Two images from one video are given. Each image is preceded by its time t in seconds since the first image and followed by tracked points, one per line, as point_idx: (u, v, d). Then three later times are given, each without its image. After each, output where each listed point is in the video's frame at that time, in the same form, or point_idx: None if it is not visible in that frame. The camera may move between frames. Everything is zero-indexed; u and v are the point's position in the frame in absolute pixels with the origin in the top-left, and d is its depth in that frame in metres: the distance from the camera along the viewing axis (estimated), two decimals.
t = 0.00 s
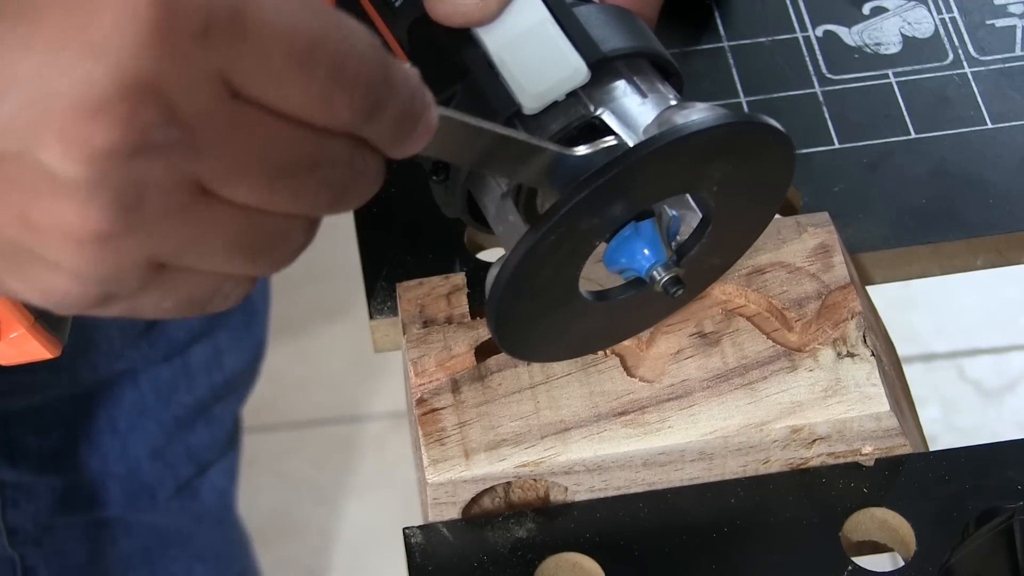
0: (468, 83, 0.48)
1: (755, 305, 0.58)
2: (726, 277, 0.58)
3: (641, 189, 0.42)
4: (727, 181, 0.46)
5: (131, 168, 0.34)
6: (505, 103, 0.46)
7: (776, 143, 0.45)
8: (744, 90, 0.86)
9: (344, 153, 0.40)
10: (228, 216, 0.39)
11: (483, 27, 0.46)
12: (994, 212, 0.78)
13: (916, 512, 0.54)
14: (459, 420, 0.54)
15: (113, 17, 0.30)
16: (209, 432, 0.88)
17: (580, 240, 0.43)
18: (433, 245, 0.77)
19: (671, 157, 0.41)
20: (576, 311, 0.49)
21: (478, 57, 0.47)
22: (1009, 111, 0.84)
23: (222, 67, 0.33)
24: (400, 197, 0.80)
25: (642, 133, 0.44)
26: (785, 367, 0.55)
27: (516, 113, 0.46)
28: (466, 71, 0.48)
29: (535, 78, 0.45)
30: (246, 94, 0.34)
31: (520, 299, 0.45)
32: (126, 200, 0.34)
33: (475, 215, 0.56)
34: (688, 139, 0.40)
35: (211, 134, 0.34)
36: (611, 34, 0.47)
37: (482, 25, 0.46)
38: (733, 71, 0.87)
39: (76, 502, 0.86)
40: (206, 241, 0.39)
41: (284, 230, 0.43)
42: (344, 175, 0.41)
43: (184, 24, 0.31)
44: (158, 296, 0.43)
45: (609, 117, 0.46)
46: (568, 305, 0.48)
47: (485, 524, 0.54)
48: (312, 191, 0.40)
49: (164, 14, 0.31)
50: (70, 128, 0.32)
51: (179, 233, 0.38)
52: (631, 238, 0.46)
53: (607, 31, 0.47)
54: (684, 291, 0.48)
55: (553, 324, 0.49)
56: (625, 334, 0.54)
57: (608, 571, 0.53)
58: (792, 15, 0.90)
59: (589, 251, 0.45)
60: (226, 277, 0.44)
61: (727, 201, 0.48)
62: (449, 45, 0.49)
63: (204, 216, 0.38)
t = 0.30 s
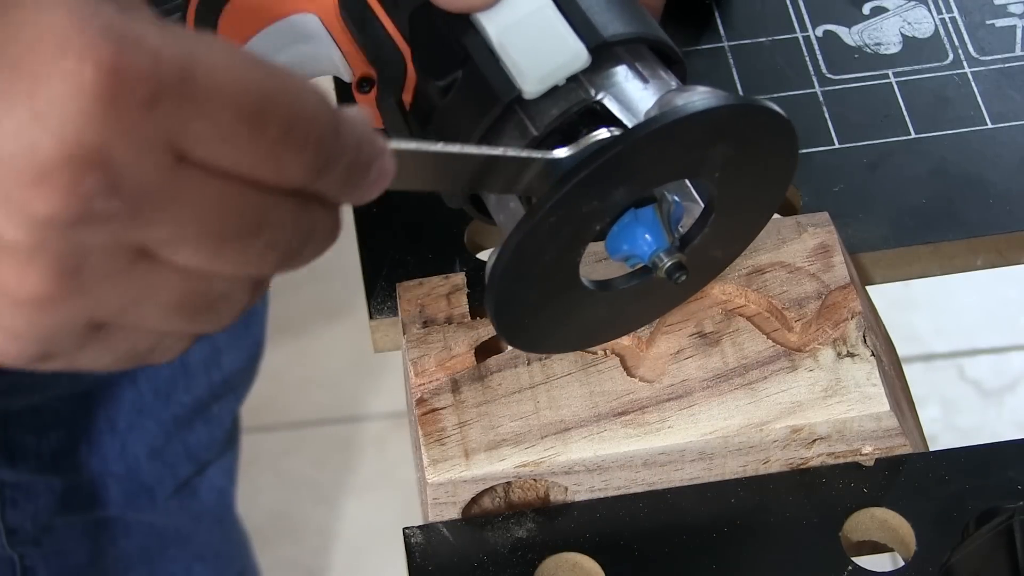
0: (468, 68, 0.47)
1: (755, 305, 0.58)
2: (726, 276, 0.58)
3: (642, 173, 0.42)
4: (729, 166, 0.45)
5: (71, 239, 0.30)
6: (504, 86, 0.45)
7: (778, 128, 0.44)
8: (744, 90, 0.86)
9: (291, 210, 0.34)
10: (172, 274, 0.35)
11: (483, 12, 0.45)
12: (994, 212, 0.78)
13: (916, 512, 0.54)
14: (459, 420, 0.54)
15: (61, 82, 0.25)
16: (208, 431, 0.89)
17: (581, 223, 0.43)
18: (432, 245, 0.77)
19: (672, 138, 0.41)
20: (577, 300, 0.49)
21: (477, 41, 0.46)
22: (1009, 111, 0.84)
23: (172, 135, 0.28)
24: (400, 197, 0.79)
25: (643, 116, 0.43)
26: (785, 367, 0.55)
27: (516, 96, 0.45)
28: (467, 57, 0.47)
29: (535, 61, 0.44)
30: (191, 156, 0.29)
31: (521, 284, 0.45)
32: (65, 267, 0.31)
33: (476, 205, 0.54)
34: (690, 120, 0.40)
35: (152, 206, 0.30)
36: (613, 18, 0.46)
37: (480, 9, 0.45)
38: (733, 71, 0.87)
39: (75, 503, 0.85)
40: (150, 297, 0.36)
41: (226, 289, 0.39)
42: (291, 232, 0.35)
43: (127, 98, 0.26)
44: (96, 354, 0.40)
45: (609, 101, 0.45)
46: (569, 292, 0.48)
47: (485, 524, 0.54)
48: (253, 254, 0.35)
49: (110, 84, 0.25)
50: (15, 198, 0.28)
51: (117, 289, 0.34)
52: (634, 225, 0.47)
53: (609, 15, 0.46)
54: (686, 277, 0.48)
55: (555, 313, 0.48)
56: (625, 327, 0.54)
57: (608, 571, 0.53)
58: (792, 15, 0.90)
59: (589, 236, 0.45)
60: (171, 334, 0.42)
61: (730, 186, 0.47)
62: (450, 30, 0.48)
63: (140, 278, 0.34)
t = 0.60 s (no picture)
0: (464, 61, 0.47)
1: (755, 305, 0.58)
2: (726, 276, 0.58)
3: (637, 161, 0.42)
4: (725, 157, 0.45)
5: (30, 226, 0.32)
6: (500, 76, 0.45)
7: (776, 122, 0.44)
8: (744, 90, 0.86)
9: (257, 195, 0.36)
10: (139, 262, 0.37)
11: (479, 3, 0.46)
12: (993, 212, 0.78)
13: (916, 512, 0.54)
14: (459, 420, 0.54)
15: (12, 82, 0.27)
16: (209, 431, 0.91)
17: (575, 213, 0.43)
18: (432, 245, 0.77)
19: (665, 126, 0.40)
20: (574, 296, 0.49)
21: (474, 34, 0.46)
22: (1009, 111, 0.84)
23: (126, 125, 0.29)
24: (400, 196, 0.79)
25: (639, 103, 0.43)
26: (785, 367, 0.55)
27: (511, 87, 0.45)
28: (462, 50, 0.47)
29: (530, 51, 0.44)
30: (147, 143, 0.31)
31: (515, 275, 0.45)
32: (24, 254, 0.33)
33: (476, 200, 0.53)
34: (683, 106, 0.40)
35: (112, 191, 0.32)
36: (609, 10, 0.46)
37: None
38: (733, 72, 0.87)
39: (76, 501, 0.87)
40: (110, 284, 0.38)
41: (191, 273, 0.40)
42: (261, 216, 0.37)
43: (85, 89, 0.27)
44: (63, 338, 0.42)
45: (603, 92, 0.44)
46: (566, 286, 0.48)
47: (485, 524, 0.54)
48: (222, 237, 0.37)
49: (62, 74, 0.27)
50: None
51: (81, 274, 0.36)
52: (628, 216, 0.46)
53: (606, 5, 0.46)
54: (683, 267, 0.48)
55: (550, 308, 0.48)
56: (620, 327, 0.54)
57: (608, 571, 0.53)
58: (792, 15, 0.90)
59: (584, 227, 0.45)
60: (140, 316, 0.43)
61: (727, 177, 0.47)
62: (448, 22, 0.48)
63: (104, 263, 0.36)
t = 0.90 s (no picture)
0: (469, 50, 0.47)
1: (755, 305, 0.58)
2: (726, 277, 0.58)
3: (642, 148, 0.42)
4: (730, 149, 0.45)
5: (13, 187, 0.29)
6: (506, 65, 0.45)
7: (780, 113, 0.44)
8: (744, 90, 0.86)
9: (259, 157, 0.34)
10: (133, 229, 0.34)
11: None
12: (994, 212, 0.78)
13: (916, 512, 0.54)
14: (459, 420, 0.54)
15: None
16: (210, 430, 0.87)
17: (578, 198, 0.43)
18: (433, 245, 0.77)
19: (671, 112, 0.40)
20: (579, 289, 0.48)
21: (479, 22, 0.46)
22: (1009, 111, 0.84)
23: (118, 84, 0.29)
24: (400, 196, 0.80)
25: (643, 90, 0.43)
26: (785, 367, 0.55)
27: (516, 75, 0.45)
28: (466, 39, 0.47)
29: (534, 38, 0.44)
30: (135, 100, 0.29)
31: (518, 260, 0.44)
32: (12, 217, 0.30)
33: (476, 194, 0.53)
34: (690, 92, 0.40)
35: (100, 149, 0.30)
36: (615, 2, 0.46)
37: None
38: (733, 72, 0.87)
39: (76, 501, 0.86)
40: (107, 254, 0.35)
41: (191, 249, 0.38)
42: (255, 186, 0.35)
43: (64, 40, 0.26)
44: (59, 316, 0.38)
45: (609, 82, 0.44)
46: (570, 276, 0.47)
47: (485, 524, 0.54)
48: (215, 206, 0.34)
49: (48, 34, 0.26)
50: None
51: (78, 241, 0.33)
52: (631, 207, 0.46)
53: None
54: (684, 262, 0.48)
55: (554, 297, 0.48)
56: (623, 325, 0.53)
57: (608, 571, 0.53)
58: (792, 15, 0.90)
59: (587, 215, 0.44)
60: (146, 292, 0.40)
61: (733, 172, 0.47)
62: (452, 12, 0.48)
63: (95, 232, 0.33)
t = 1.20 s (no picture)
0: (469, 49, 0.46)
1: (755, 304, 0.58)
2: (726, 276, 0.57)
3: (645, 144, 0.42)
4: (730, 148, 0.45)
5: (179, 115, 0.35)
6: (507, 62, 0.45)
7: (780, 113, 0.45)
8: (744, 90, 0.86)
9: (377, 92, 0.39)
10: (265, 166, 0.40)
11: None
12: (994, 212, 0.78)
13: (916, 512, 0.54)
14: (459, 420, 0.54)
15: None
16: (211, 430, 0.87)
17: (581, 195, 0.43)
18: (432, 245, 0.77)
19: (676, 108, 0.40)
20: (579, 286, 0.48)
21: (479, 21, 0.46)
22: (1009, 111, 0.84)
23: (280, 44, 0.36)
24: (400, 197, 0.80)
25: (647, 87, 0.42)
26: (785, 367, 0.55)
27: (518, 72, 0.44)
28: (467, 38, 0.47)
29: (536, 35, 0.44)
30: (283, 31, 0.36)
31: (519, 255, 0.44)
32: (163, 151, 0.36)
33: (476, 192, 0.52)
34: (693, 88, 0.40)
35: (252, 76, 0.36)
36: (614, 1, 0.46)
37: None
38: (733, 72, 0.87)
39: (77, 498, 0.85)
40: (250, 189, 0.40)
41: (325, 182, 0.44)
42: (379, 116, 0.40)
43: None
44: (193, 261, 0.43)
45: (612, 79, 0.43)
46: (571, 274, 0.47)
47: (485, 524, 0.54)
48: (349, 133, 0.40)
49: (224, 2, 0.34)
50: (105, 75, 0.33)
51: (230, 176, 0.39)
52: (629, 208, 0.46)
53: None
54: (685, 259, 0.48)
55: (553, 295, 0.48)
56: (618, 329, 0.53)
57: (608, 571, 0.53)
58: (792, 15, 0.90)
59: (588, 213, 0.44)
60: (271, 238, 0.45)
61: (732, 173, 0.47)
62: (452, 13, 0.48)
63: (240, 166, 0.39)
